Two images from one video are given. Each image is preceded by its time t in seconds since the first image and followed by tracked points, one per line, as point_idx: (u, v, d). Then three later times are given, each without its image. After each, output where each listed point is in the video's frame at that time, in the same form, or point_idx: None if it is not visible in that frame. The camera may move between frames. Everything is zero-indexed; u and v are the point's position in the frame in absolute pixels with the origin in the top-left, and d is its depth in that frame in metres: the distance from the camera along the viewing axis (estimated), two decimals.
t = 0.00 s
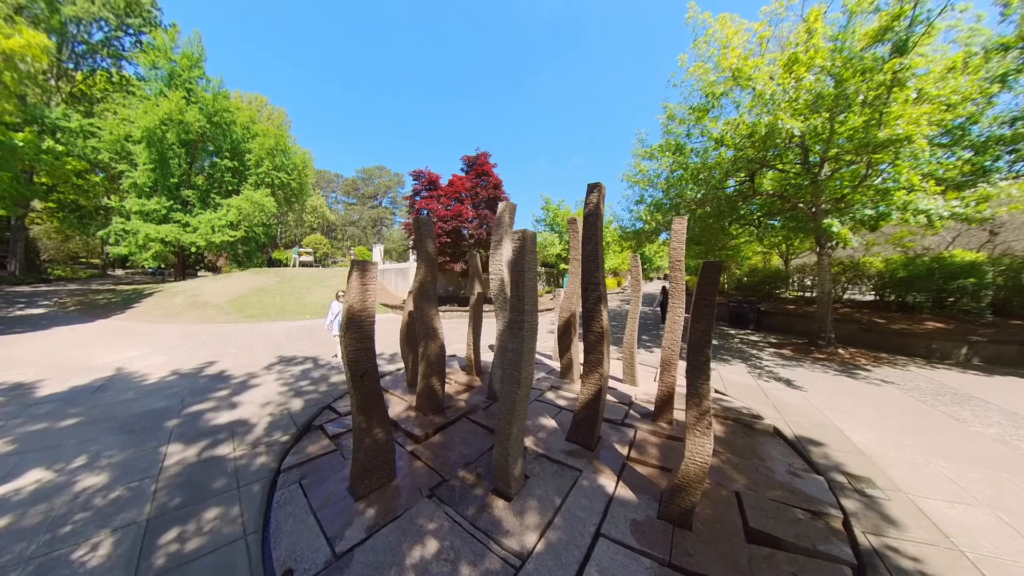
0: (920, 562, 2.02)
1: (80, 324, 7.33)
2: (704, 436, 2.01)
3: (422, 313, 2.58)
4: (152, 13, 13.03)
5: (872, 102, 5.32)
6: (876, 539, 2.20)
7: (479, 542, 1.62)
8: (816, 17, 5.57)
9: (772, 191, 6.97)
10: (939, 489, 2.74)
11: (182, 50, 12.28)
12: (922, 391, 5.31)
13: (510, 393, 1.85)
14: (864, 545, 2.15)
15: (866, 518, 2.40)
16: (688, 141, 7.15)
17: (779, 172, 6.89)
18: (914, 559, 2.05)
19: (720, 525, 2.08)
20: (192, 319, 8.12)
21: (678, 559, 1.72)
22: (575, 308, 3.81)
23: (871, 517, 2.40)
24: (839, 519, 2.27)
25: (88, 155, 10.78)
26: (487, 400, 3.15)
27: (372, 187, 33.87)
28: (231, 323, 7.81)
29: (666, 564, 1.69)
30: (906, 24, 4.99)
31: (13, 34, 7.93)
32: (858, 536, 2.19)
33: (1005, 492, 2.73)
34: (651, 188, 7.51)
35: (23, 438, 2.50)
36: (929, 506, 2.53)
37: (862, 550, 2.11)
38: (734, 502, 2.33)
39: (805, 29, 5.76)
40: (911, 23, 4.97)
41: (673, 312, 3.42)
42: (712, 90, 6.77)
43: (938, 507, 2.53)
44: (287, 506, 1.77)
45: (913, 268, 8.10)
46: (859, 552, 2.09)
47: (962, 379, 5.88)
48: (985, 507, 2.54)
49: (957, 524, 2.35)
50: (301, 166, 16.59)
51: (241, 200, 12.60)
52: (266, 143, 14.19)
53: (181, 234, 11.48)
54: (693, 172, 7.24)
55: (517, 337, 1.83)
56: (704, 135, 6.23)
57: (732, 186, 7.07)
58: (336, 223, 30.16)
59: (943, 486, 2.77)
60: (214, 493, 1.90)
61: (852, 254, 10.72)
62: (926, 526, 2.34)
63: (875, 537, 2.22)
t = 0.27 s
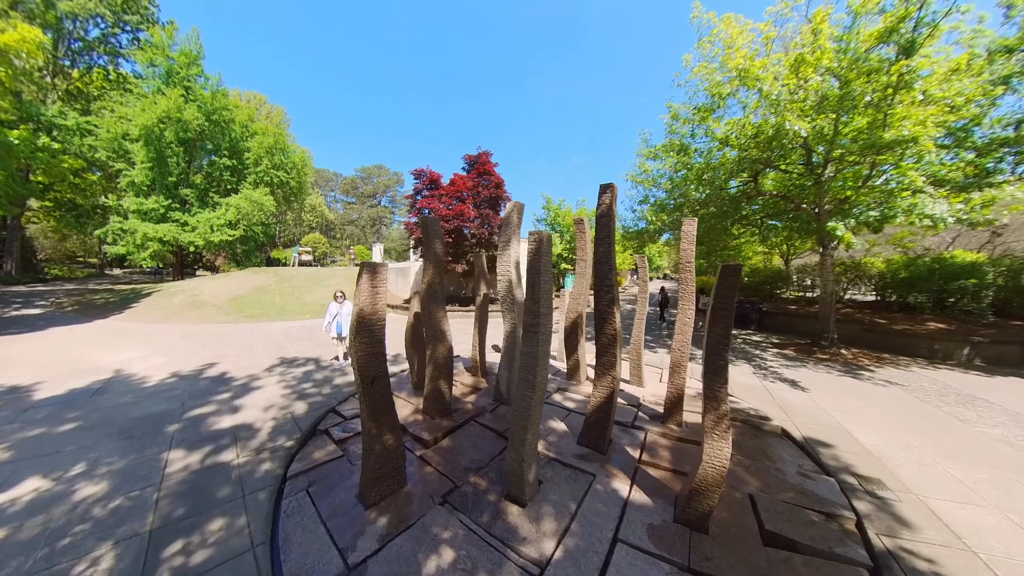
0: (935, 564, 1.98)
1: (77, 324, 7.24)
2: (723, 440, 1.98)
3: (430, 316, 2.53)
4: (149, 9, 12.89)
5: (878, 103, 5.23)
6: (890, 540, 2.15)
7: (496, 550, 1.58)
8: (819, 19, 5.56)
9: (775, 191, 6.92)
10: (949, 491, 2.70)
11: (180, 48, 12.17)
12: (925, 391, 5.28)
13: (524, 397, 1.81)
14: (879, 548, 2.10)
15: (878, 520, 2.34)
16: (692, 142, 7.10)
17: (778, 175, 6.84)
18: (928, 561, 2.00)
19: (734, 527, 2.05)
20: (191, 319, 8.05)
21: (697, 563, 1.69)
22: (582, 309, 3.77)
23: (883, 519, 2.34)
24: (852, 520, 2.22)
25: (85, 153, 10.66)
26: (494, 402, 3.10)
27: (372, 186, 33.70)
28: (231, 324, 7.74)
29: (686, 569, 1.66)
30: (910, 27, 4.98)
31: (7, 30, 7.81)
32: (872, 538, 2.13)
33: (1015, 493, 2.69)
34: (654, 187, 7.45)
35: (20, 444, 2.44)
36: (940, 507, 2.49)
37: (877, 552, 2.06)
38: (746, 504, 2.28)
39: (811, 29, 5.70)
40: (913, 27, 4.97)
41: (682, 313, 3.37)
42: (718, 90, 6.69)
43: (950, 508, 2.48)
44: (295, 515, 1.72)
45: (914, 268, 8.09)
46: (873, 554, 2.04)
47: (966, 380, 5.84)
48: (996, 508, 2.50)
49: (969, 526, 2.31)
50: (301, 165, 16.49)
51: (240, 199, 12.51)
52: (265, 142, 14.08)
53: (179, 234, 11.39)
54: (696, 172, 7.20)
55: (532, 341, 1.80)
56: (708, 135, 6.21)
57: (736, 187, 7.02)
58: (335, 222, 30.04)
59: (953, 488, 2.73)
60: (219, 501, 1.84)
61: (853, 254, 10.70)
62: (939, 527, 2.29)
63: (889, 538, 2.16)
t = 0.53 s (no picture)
0: (945, 561, 1.96)
1: (74, 325, 7.16)
2: (738, 441, 1.94)
3: (439, 316, 2.49)
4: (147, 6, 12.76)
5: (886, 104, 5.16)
6: (899, 538, 2.11)
7: (514, 554, 1.55)
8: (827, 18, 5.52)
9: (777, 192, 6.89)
10: (955, 489, 2.68)
11: (178, 45, 12.07)
12: (927, 391, 5.27)
13: (539, 400, 1.77)
14: (889, 544, 2.06)
15: (887, 518, 2.30)
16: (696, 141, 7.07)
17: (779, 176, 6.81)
18: (938, 557, 1.98)
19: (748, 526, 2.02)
20: (190, 319, 7.97)
21: (713, 562, 1.67)
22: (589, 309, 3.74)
23: (891, 516, 2.31)
24: (862, 518, 2.19)
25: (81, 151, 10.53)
26: (501, 403, 3.06)
27: (371, 185, 33.53)
28: (230, 324, 7.67)
29: (703, 569, 1.64)
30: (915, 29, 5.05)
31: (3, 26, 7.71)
32: (881, 535, 2.10)
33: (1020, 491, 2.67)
34: (657, 187, 7.41)
35: (19, 450, 2.38)
36: (947, 505, 2.47)
37: (887, 549, 2.03)
38: (758, 503, 2.25)
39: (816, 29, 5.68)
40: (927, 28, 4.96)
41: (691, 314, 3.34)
42: (723, 91, 6.64)
43: (957, 506, 2.46)
44: (306, 522, 1.67)
45: (915, 269, 8.10)
46: (884, 551, 2.00)
47: (967, 379, 5.83)
48: (1003, 506, 2.47)
49: (976, 523, 2.28)
50: (300, 163, 16.38)
51: (239, 198, 12.41)
52: (264, 140, 13.98)
53: (177, 233, 11.29)
54: (699, 172, 7.17)
55: (547, 342, 1.77)
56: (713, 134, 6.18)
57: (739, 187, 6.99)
58: (333, 221, 29.91)
59: (958, 486, 2.70)
60: (227, 508, 1.80)
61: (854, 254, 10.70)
62: (947, 525, 2.27)
63: (898, 536, 2.13)
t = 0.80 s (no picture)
0: (949, 553, 1.95)
1: (73, 325, 7.09)
2: (751, 437, 1.93)
3: (448, 316, 2.47)
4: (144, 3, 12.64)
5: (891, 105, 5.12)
6: (904, 532, 2.10)
7: (533, 552, 1.54)
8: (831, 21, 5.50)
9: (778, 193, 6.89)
10: (957, 484, 2.67)
11: (176, 43, 11.97)
12: (927, 390, 5.28)
13: (555, 399, 1.75)
14: (894, 538, 2.06)
15: (892, 513, 2.29)
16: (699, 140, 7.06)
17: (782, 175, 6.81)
18: (941, 550, 1.98)
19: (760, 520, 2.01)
20: (189, 319, 7.91)
21: (729, 557, 1.67)
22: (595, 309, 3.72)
23: (896, 511, 2.30)
24: (868, 513, 2.19)
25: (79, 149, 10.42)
26: (509, 403, 3.05)
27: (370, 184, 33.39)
28: (231, 324, 7.62)
29: (719, 563, 1.63)
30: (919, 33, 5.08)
31: None
32: (886, 528, 2.09)
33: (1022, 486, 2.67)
34: (660, 186, 7.39)
35: (22, 454, 2.34)
36: (950, 500, 2.46)
37: (893, 542, 2.02)
38: (767, 498, 2.24)
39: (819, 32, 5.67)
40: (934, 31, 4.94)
41: (699, 313, 3.32)
42: (726, 91, 6.62)
43: (960, 501, 2.46)
44: (321, 526, 1.65)
45: (914, 269, 8.13)
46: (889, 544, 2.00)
47: (965, 378, 5.84)
48: (1005, 501, 2.47)
49: (979, 517, 2.28)
50: (299, 162, 16.29)
51: (238, 197, 12.32)
52: (263, 139, 13.89)
53: (176, 232, 11.20)
54: (702, 172, 7.16)
55: (564, 343, 1.75)
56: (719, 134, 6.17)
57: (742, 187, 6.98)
58: (332, 220, 29.80)
59: (961, 482, 2.70)
60: (238, 513, 1.77)
61: (854, 254, 10.73)
62: (950, 519, 2.26)
63: (904, 530, 2.12)
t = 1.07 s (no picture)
0: (950, 547, 1.97)
1: (73, 325, 7.05)
2: (760, 436, 1.94)
3: (458, 316, 2.47)
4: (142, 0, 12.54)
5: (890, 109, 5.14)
6: (906, 526, 2.12)
7: (550, 551, 1.55)
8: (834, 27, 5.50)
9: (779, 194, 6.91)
10: (957, 481, 2.69)
11: (175, 41, 11.90)
12: (926, 389, 5.32)
13: (569, 400, 1.76)
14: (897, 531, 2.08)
15: (894, 508, 2.31)
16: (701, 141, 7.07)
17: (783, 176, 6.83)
18: (943, 544, 2.00)
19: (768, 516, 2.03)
20: (190, 319, 7.87)
21: (740, 551, 1.68)
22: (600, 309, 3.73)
23: (898, 506, 2.32)
24: (871, 508, 2.21)
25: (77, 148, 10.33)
26: (516, 403, 3.05)
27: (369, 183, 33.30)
28: (232, 324, 7.59)
29: (731, 558, 1.65)
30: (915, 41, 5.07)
31: None
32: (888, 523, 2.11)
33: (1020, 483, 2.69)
34: (662, 187, 7.40)
35: (29, 457, 2.33)
36: (950, 496, 2.48)
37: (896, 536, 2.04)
38: (774, 494, 2.26)
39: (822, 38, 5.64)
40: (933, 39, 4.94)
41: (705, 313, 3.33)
42: (730, 95, 6.63)
43: (960, 497, 2.47)
44: (337, 528, 1.65)
45: (912, 270, 8.16)
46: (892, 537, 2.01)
47: (963, 378, 5.89)
48: (1004, 497, 2.49)
49: (979, 513, 2.30)
50: (298, 161, 16.24)
51: (238, 196, 12.27)
52: (263, 137, 13.83)
53: (176, 231, 11.15)
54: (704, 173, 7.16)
55: (578, 344, 1.76)
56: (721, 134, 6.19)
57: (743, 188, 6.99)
58: (331, 219, 29.72)
59: (961, 478, 2.72)
60: (251, 517, 1.76)
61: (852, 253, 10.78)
62: (951, 514, 2.28)
63: (905, 524, 2.14)
